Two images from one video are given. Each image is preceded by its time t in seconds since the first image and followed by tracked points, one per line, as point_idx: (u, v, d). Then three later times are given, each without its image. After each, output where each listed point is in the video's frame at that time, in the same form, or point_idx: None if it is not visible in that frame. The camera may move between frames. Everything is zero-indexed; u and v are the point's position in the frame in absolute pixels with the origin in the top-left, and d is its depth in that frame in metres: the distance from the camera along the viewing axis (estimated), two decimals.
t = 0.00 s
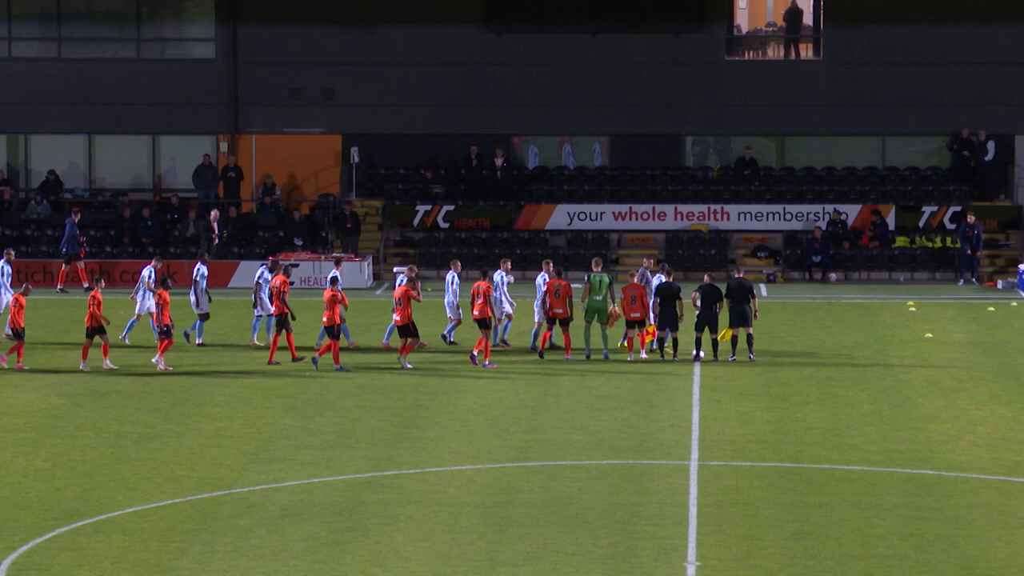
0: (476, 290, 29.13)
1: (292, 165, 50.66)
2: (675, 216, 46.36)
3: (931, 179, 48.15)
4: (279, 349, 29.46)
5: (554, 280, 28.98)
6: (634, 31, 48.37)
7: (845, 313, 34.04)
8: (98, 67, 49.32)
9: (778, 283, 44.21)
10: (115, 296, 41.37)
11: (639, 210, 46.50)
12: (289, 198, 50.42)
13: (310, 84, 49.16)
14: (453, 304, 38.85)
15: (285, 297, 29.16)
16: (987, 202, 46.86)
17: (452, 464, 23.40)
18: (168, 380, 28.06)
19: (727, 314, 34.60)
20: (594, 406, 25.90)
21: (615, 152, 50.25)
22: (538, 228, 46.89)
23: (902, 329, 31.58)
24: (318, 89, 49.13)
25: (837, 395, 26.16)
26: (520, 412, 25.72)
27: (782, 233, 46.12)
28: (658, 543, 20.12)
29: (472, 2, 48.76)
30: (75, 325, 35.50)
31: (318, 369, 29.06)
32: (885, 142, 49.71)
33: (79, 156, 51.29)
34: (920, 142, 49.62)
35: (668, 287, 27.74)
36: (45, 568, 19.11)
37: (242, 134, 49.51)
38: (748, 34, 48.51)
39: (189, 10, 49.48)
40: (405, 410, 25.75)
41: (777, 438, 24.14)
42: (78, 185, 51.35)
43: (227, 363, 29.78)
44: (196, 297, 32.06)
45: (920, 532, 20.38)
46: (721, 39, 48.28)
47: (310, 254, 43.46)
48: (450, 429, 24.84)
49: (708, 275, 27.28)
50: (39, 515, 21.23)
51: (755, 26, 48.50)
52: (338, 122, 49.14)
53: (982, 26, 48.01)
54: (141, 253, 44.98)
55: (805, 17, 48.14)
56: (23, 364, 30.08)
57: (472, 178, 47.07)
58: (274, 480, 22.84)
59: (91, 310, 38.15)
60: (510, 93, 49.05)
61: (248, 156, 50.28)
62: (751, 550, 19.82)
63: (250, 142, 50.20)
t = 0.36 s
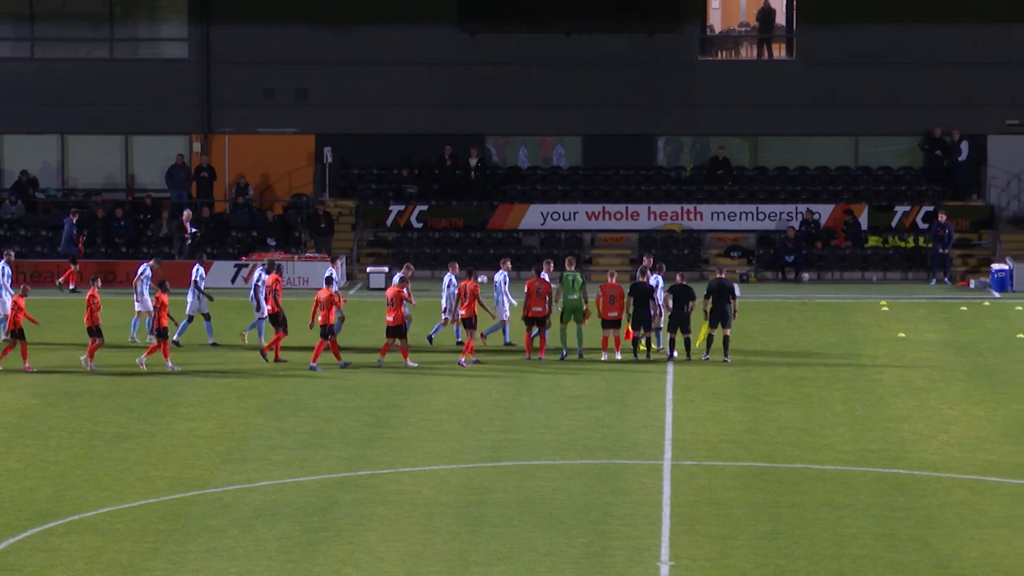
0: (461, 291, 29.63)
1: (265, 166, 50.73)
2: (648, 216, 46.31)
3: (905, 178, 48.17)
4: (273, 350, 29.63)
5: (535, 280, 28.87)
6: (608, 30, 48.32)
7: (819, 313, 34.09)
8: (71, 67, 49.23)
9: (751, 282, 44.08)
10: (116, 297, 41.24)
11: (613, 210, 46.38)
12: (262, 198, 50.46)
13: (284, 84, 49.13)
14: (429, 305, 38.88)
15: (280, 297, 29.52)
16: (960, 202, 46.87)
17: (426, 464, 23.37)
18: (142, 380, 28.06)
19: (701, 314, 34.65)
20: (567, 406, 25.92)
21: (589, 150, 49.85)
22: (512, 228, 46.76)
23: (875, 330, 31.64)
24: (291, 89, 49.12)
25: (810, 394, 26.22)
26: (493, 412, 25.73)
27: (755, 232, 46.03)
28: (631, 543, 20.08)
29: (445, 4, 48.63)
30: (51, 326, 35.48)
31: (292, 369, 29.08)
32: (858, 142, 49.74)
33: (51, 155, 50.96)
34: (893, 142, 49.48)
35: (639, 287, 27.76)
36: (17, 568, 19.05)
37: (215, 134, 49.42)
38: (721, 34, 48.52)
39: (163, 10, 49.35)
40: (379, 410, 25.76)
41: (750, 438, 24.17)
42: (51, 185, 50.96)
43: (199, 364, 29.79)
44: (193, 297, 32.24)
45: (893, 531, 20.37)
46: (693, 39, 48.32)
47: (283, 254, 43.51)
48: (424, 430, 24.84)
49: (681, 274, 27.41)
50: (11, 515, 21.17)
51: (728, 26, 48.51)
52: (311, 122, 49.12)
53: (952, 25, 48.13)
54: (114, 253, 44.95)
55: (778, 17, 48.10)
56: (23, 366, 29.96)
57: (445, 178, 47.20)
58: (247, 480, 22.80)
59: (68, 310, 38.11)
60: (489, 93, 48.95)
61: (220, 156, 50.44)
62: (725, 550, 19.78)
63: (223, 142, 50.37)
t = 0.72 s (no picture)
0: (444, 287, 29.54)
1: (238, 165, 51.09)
2: (621, 216, 46.38)
3: (876, 179, 48.82)
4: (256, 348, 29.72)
5: (508, 276, 28.86)
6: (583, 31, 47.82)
7: (792, 313, 34.15)
8: (42, 66, 48.66)
9: (723, 283, 44.20)
10: (104, 296, 41.22)
11: (586, 210, 46.48)
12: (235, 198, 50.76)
13: (256, 84, 48.63)
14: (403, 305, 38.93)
15: (272, 299, 29.44)
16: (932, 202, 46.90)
17: (399, 464, 23.36)
18: (114, 380, 28.09)
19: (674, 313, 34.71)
20: (540, 406, 25.94)
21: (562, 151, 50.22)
22: (484, 228, 46.78)
23: (848, 329, 31.70)
24: (263, 89, 48.60)
25: (783, 394, 26.27)
26: (466, 412, 25.75)
27: (728, 232, 46.17)
28: (604, 543, 20.06)
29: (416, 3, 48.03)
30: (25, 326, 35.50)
31: (266, 369, 29.12)
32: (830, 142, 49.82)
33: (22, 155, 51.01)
34: (866, 143, 49.94)
35: (613, 284, 27.83)
36: None
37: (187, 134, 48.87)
38: (694, 34, 48.08)
39: (135, 10, 48.87)
40: (352, 410, 25.78)
41: (724, 437, 24.19)
42: (23, 185, 51.03)
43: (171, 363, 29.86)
44: (189, 297, 32.06)
45: (866, 531, 20.35)
46: (667, 40, 47.81)
47: (256, 254, 43.42)
48: (397, 430, 24.84)
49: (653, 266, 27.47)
50: None
51: (701, 25, 48.04)
52: (285, 122, 48.61)
53: (940, 25, 47.46)
54: (87, 253, 44.79)
55: (750, 17, 47.60)
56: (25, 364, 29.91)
57: (418, 179, 47.32)
58: (220, 481, 22.78)
59: (45, 309, 38.12)
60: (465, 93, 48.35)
61: (194, 157, 50.70)
62: (698, 550, 19.75)
63: (195, 142, 50.41)
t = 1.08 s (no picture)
0: (423, 288, 29.37)
1: (205, 165, 50.91)
2: (587, 216, 46.58)
3: (842, 178, 48.63)
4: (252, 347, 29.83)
5: (472, 276, 28.74)
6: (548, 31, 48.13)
7: (757, 313, 34.33)
8: (8, 67, 48.71)
9: (690, 282, 44.68)
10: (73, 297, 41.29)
11: (553, 210, 46.67)
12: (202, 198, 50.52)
13: (223, 84, 48.66)
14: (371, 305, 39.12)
15: (260, 297, 29.47)
16: (898, 202, 47.20)
17: (367, 464, 23.37)
18: (81, 380, 28.19)
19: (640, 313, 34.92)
20: (506, 406, 26.04)
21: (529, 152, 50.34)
22: (452, 228, 46.84)
23: (813, 329, 31.89)
24: (230, 89, 48.64)
25: (749, 393, 26.40)
26: (433, 413, 25.83)
27: (694, 232, 46.34)
28: (572, 541, 20.01)
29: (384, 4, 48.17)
30: None
31: (233, 369, 29.24)
32: (796, 142, 49.98)
33: None
34: (830, 142, 49.95)
35: (579, 285, 28.13)
36: None
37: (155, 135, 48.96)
38: (660, 34, 48.14)
39: (103, 10, 49.02)
40: (319, 410, 25.86)
41: (690, 437, 24.26)
42: None
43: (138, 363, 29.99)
44: (182, 296, 31.87)
45: (833, 530, 20.31)
46: (633, 40, 47.93)
47: (224, 254, 43.52)
48: (364, 430, 24.89)
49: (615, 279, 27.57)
50: None
51: (667, 26, 48.10)
52: (251, 123, 48.69)
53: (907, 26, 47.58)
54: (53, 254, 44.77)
55: (716, 18, 47.80)
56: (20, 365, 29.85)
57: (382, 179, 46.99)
58: (187, 481, 22.73)
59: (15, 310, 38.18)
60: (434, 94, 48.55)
61: (161, 158, 50.42)
62: (665, 549, 19.69)
63: (162, 142, 50.44)
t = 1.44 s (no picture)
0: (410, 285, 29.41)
1: (184, 165, 50.30)
2: (564, 215, 46.64)
3: (818, 177, 48.43)
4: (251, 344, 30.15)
5: (450, 275, 29.11)
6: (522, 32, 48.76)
7: (733, 310, 34.59)
8: None
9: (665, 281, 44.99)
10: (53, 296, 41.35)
11: (529, 209, 46.71)
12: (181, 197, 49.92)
13: (202, 85, 49.00)
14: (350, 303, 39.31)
15: (257, 296, 29.67)
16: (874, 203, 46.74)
17: (345, 461, 23.55)
18: (60, 379, 28.40)
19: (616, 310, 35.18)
20: (483, 404, 26.25)
21: (508, 153, 49.97)
22: (430, 227, 46.84)
23: (787, 327, 32.17)
24: (210, 90, 49.01)
25: (724, 391, 26.64)
26: (411, 410, 26.03)
27: (669, 232, 46.56)
28: (548, 538, 20.14)
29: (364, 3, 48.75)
30: None
31: (212, 367, 29.45)
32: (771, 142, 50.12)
33: None
34: (806, 141, 49.59)
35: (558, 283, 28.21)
36: None
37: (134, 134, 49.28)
38: (636, 35, 48.66)
39: (82, 11, 49.09)
40: (298, 408, 26.06)
41: (666, 434, 24.48)
42: None
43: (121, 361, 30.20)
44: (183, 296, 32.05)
45: (807, 527, 20.45)
46: (608, 41, 48.46)
47: (204, 254, 43.63)
48: (343, 427, 25.07)
49: (594, 277, 27.68)
50: None
51: (642, 27, 48.67)
52: (230, 122, 49.09)
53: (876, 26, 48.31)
54: (34, 254, 45.21)
55: (691, 18, 48.36)
56: (25, 364, 30.01)
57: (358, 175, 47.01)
58: (167, 478, 22.87)
59: None
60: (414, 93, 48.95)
61: (140, 156, 49.98)
62: (641, 546, 19.84)
63: (143, 142, 49.87)
